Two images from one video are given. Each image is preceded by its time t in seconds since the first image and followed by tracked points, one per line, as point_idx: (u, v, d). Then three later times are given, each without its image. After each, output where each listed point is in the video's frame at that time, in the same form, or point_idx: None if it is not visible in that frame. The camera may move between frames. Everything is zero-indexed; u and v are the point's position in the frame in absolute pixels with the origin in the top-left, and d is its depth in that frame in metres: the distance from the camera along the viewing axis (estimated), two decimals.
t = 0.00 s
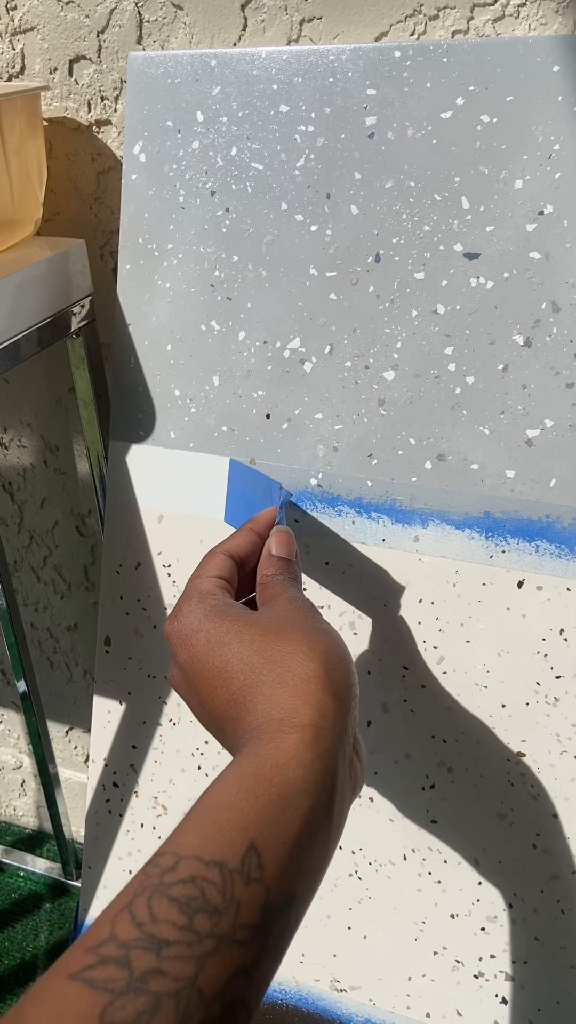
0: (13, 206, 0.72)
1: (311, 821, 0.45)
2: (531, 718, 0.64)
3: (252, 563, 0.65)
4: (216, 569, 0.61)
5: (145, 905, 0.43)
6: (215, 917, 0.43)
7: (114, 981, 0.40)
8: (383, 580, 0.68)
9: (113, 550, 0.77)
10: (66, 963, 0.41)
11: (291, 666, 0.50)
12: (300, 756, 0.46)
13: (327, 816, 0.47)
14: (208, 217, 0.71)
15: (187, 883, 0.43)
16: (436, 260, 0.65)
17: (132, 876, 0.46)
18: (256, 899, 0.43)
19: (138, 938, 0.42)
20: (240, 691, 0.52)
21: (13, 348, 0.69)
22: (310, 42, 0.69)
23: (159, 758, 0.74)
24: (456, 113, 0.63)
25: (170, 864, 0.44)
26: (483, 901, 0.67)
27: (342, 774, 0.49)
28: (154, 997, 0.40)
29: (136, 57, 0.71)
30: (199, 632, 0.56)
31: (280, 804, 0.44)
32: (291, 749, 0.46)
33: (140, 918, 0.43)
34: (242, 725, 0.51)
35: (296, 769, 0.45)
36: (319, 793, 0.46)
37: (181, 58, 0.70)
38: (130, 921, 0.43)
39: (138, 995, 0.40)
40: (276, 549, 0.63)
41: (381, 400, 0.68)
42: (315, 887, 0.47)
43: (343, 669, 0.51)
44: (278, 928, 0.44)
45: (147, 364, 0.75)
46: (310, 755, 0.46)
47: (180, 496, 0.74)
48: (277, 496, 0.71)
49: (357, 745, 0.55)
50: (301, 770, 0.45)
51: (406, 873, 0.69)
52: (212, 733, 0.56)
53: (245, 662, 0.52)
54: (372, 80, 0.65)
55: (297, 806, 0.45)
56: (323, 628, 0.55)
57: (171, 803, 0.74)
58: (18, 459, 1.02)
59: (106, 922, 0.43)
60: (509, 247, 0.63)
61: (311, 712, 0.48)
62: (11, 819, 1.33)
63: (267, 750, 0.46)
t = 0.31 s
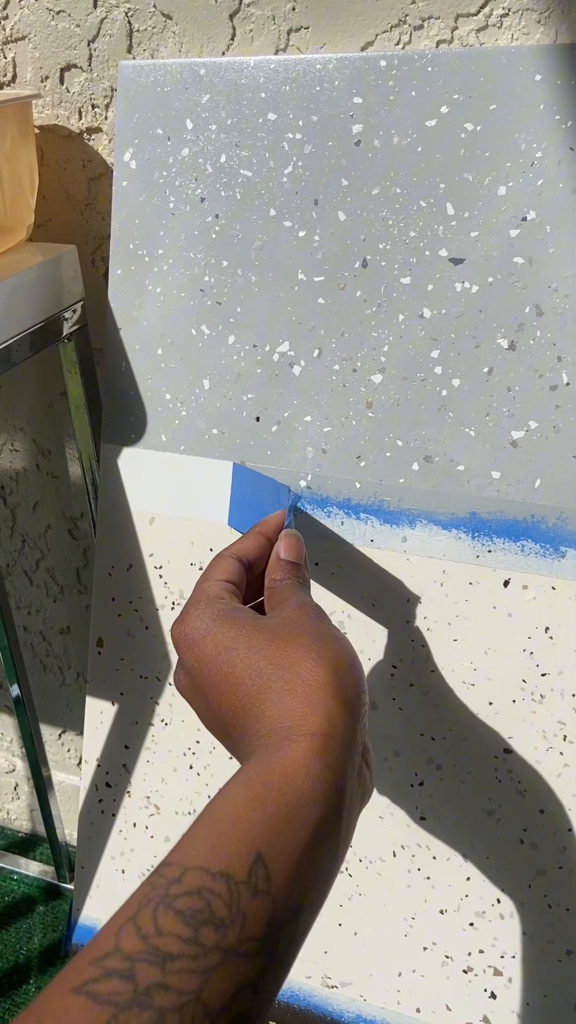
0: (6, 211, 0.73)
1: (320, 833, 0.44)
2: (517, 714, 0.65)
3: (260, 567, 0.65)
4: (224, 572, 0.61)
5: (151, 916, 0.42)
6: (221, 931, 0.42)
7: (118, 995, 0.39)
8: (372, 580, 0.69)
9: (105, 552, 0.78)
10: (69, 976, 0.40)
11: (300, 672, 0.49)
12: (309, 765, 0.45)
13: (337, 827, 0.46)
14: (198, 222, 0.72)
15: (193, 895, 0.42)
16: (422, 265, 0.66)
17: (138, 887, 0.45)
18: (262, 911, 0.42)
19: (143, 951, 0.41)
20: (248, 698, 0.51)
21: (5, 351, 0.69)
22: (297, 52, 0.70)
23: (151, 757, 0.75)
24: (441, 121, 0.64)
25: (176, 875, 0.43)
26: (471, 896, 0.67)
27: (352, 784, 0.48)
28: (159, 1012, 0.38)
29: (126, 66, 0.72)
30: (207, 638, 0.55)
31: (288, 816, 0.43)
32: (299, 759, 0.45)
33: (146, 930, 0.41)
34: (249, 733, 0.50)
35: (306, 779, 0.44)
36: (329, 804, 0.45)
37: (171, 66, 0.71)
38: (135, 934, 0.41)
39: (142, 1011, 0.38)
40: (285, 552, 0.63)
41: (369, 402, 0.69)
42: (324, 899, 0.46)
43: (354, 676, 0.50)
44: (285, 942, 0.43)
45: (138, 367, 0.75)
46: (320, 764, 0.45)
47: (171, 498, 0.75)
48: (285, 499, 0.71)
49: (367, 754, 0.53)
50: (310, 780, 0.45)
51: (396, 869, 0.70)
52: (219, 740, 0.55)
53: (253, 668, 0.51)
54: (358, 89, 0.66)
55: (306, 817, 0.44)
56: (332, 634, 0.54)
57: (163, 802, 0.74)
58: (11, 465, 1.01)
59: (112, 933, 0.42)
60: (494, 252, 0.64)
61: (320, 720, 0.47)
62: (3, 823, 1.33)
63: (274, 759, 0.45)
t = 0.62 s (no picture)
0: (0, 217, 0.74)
1: (331, 834, 0.44)
2: (505, 708, 0.67)
3: (269, 570, 0.65)
4: (232, 573, 0.61)
5: (159, 920, 0.43)
6: (230, 935, 0.42)
7: (125, 999, 0.39)
8: (362, 577, 0.70)
9: (98, 551, 0.79)
10: (78, 979, 0.40)
11: (311, 672, 0.49)
12: (320, 768, 0.45)
13: (349, 828, 0.46)
14: (190, 226, 0.73)
15: (202, 899, 0.42)
16: (410, 268, 0.68)
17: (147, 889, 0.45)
18: (273, 914, 0.43)
19: (152, 955, 0.41)
20: (258, 699, 0.51)
21: None
22: (286, 58, 0.71)
23: (145, 754, 0.76)
24: (427, 127, 0.66)
25: (185, 877, 0.43)
26: (460, 888, 0.68)
27: (363, 784, 0.48)
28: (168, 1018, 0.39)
29: (118, 73, 0.74)
30: (217, 638, 0.55)
31: (299, 819, 0.43)
32: (310, 761, 0.45)
33: (155, 933, 0.42)
34: (260, 734, 0.50)
35: (316, 781, 0.44)
36: (340, 806, 0.45)
37: (162, 73, 0.72)
38: (144, 938, 0.42)
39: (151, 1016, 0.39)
40: (295, 553, 0.63)
41: (358, 402, 0.70)
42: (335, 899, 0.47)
43: (365, 676, 0.50)
44: (296, 944, 0.44)
45: (131, 369, 0.77)
46: (332, 766, 0.45)
47: (164, 499, 0.76)
48: (295, 499, 0.72)
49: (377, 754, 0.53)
50: (321, 783, 0.44)
51: (387, 862, 0.71)
52: (229, 740, 0.55)
53: (264, 669, 0.51)
54: (346, 95, 0.67)
55: (316, 820, 0.44)
56: (344, 634, 0.53)
57: (157, 799, 0.75)
58: (5, 465, 1.03)
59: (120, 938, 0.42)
60: (479, 255, 0.66)
61: (332, 722, 0.46)
62: None
63: (285, 762, 0.45)
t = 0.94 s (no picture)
0: None
1: (348, 834, 0.44)
2: (495, 701, 0.68)
3: (284, 564, 0.65)
4: (248, 569, 0.61)
5: (174, 921, 0.42)
6: (246, 936, 0.42)
7: (139, 1001, 0.38)
8: (354, 573, 0.72)
9: (94, 550, 0.79)
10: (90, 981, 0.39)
11: (327, 670, 0.48)
12: (337, 766, 0.44)
13: (366, 828, 0.45)
14: (184, 230, 0.75)
15: (217, 899, 0.42)
16: (400, 270, 0.69)
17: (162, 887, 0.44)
18: (288, 915, 0.42)
19: (166, 956, 0.41)
20: (275, 697, 0.50)
21: None
22: (277, 66, 0.73)
23: (141, 750, 0.76)
24: (416, 132, 0.67)
25: (200, 877, 0.43)
26: (452, 878, 0.70)
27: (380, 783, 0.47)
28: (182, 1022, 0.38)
29: (113, 80, 0.75)
30: (233, 636, 0.55)
31: (316, 818, 0.43)
32: (327, 760, 0.44)
33: (169, 934, 0.41)
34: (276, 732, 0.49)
35: (334, 779, 0.44)
36: (357, 806, 0.44)
37: (155, 80, 0.74)
38: (158, 938, 0.41)
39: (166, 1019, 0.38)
40: (311, 549, 0.63)
41: (349, 402, 0.71)
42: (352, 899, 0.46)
43: (383, 673, 0.49)
44: (312, 945, 0.43)
45: (126, 371, 0.78)
46: (349, 765, 0.45)
47: (159, 498, 0.77)
48: (309, 497, 0.72)
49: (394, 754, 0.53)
50: (339, 782, 0.44)
51: (381, 855, 0.72)
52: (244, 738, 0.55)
53: (280, 666, 0.51)
54: (336, 102, 0.69)
55: (333, 819, 0.43)
56: (361, 631, 0.52)
57: (154, 794, 0.76)
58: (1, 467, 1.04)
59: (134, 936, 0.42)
60: (467, 257, 0.67)
61: (349, 720, 0.46)
62: None
63: (302, 760, 0.45)
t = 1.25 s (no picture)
0: None
1: (360, 843, 0.42)
2: (486, 695, 0.69)
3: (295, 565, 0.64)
4: (258, 570, 0.60)
5: (181, 933, 0.41)
6: (254, 949, 0.40)
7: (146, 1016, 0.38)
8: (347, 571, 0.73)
9: (89, 549, 0.80)
10: (96, 993, 0.39)
11: (338, 674, 0.47)
12: (348, 775, 0.43)
13: (378, 837, 0.44)
14: (177, 233, 0.76)
15: (225, 911, 0.40)
16: (390, 272, 0.70)
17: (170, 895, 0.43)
18: (297, 927, 0.41)
19: (173, 969, 0.39)
20: (284, 701, 0.49)
21: None
22: (269, 72, 0.74)
23: (137, 747, 0.77)
24: (405, 137, 0.68)
25: (208, 888, 0.41)
26: (445, 872, 0.70)
27: (393, 790, 0.46)
28: None
29: (107, 86, 0.76)
30: (241, 638, 0.53)
31: (325, 828, 0.41)
32: (337, 767, 0.43)
33: (176, 947, 0.40)
34: (284, 737, 0.48)
35: (345, 787, 0.42)
36: (369, 815, 0.43)
37: (148, 86, 0.75)
38: (164, 951, 0.40)
39: None
40: (322, 551, 0.62)
41: (341, 402, 0.72)
42: (363, 909, 0.45)
43: (396, 677, 0.47)
44: (322, 956, 0.42)
45: (120, 372, 0.78)
46: (360, 773, 0.43)
47: (154, 497, 0.78)
48: (320, 498, 0.71)
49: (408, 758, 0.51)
50: (350, 790, 0.42)
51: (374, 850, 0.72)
52: (252, 742, 0.53)
53: (289, 669, 0.49)
54: (327, 107, 0.70)
55: (344, 829, 0.42)
56: (373, 632, 0.51)
57: (149, 791, 0.77)
58: None
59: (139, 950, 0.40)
60: (456, 260, 0.68)
61: (360, 726, 0.44)
62: None
63: (311, 767, 0.43)
